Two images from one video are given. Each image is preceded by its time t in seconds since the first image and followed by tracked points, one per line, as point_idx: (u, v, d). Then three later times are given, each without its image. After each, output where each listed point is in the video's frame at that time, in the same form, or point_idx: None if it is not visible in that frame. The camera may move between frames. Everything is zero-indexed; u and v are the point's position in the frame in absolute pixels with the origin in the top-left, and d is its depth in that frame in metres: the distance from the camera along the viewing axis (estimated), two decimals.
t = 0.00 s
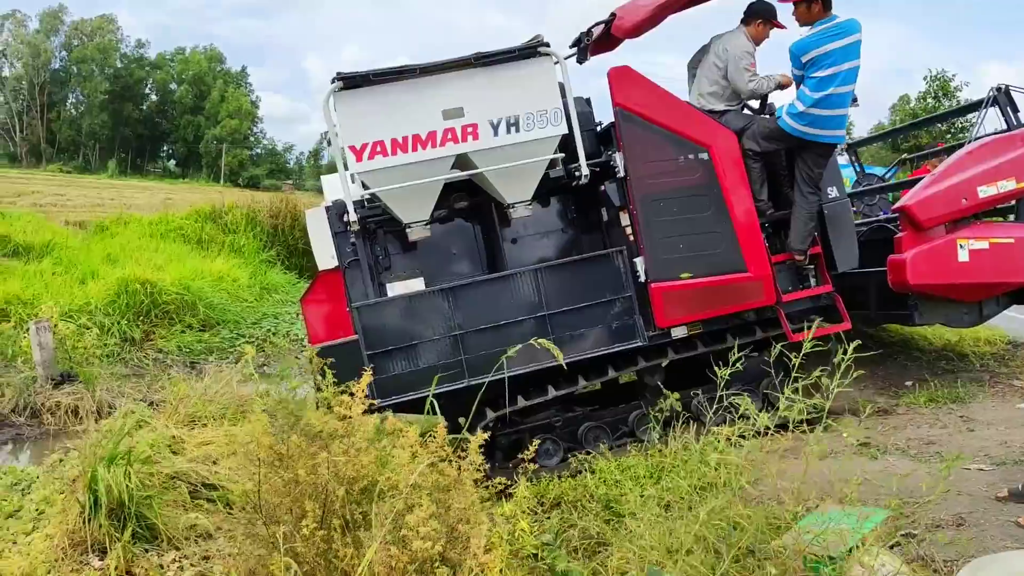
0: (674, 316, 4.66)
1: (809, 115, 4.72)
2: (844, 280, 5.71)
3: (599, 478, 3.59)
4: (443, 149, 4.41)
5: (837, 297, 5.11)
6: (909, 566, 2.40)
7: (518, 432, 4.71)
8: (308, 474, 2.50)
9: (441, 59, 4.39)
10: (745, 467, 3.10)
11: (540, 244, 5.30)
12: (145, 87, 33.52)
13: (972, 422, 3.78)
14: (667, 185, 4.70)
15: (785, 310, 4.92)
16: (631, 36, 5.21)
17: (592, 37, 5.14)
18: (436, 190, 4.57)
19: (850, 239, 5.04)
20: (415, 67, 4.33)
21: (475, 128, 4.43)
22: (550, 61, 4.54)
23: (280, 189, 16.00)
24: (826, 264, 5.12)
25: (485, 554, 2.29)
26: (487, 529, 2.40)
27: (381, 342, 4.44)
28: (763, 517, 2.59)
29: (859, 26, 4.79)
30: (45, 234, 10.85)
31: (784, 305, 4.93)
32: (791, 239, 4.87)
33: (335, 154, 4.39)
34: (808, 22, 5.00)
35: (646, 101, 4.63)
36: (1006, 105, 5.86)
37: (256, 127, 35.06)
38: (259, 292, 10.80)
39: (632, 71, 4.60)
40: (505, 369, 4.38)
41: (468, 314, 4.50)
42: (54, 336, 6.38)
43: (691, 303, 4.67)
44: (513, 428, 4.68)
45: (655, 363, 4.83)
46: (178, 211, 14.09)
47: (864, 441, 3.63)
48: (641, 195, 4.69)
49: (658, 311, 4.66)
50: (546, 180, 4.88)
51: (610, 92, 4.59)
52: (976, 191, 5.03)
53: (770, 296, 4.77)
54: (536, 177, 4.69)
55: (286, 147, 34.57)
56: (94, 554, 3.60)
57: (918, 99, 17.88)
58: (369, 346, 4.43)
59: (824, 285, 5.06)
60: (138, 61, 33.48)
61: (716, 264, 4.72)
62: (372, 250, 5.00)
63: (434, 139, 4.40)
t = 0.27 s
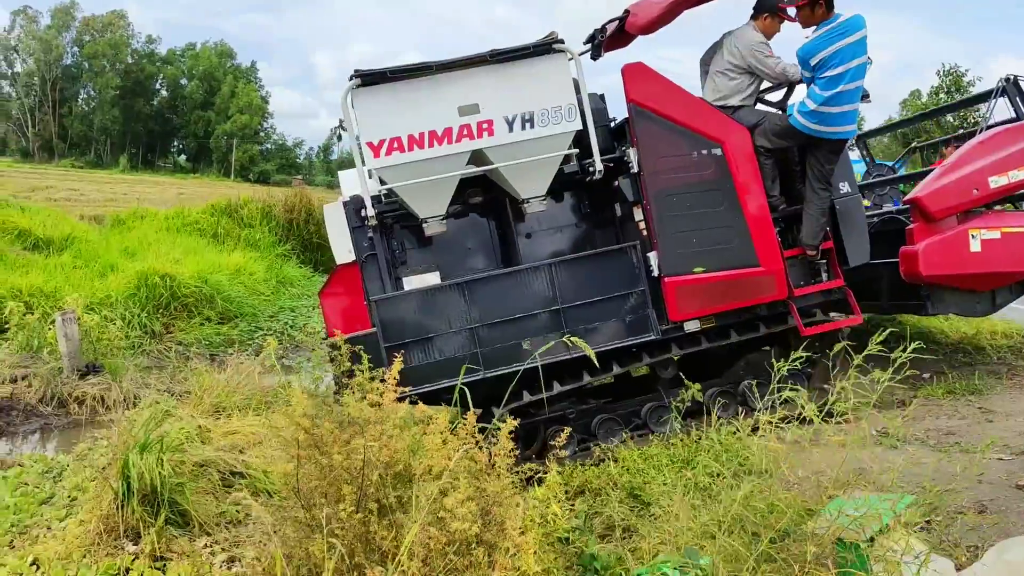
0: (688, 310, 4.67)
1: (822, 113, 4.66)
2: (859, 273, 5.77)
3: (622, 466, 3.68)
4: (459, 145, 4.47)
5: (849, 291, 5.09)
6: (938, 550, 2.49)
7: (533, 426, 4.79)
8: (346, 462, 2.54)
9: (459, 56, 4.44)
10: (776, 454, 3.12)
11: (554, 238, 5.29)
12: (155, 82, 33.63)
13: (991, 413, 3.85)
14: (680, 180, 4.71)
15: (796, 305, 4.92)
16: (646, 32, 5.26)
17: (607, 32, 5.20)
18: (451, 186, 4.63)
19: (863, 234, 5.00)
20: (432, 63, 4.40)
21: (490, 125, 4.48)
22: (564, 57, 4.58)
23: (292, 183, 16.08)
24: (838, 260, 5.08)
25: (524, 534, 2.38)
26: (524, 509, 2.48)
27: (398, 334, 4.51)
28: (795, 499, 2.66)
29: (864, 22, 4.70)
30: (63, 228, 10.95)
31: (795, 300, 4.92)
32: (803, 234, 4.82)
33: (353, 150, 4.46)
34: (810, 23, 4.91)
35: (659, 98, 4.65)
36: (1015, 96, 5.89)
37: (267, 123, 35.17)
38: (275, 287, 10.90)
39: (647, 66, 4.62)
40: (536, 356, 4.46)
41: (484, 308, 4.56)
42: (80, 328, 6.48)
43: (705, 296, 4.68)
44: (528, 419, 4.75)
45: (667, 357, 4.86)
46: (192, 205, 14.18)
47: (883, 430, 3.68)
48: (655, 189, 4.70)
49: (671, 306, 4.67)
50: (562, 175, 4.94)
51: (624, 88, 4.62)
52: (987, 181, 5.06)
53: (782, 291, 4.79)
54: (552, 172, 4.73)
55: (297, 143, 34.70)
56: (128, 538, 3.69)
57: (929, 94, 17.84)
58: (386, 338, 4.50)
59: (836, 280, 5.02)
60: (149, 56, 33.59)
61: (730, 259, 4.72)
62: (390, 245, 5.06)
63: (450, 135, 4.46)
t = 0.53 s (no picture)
0: (697, 307, 4.71)
1: (836, 113, 4.60)
2: (875, 270, 5.81)
3: (645, 458, 3.72)
4: (472, 145, 4.51)
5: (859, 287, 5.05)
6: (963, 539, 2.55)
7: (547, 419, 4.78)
8: (394, 449, 2.63)
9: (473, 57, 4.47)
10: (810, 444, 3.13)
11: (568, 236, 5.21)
12: (167, 77, 33.76)
13: (1010, 408, 3.91)
14: (690, 179, 4.72)
15: (807, 301, 4.91)
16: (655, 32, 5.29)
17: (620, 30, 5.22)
18: (465, 184, 4.68)
19: (873, 231, 4.95)
20: (446, 65, 4.41)
21: (502, 125, 4.52)
22: (575, 57, 4.59)
23: (305, 177, 16.13)
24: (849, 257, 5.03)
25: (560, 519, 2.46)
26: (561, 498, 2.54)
27: (411, 330, 4.55)
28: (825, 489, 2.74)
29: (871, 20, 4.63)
30: (82, 221, 11.05)
31: (807, 296, 4.92)
32: (815, 232, 4.78)
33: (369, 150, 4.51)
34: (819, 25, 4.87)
35: (669, 97, 4.64)
36: None
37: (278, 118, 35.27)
38: (292, 281, 10.98)
39: (656, 67, 4.60)
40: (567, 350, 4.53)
41: (496, 305, 4.59)
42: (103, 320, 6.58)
43: (714, 294, 4.71)
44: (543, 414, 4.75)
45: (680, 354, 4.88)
46: (207, 200, 14.27)
47: (904, 425, 3.71)
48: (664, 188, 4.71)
49: (681, 302, 4.71)
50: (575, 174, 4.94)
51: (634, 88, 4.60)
52: (1002, 172, 5.03)
53: (792, 288, 4.78)
54: (564, 170, 4.78)
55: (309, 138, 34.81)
56: (160, 526, 3.78)
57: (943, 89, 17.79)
58: (399, 334, 4.54)
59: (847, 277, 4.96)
60: (161, 52, 33.72)
61: (739, 257, 4.74)
62: (407, 241, 5.07)
63: (463, 135, 4.50)
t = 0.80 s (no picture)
0: (696, 309, 4.59)
1: (840, 114, 4.46)
2: (886, 269, 5.81)
3: (659, 453, 3.75)
4: (472, 148, 4.44)
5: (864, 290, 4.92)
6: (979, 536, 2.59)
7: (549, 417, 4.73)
8: (418, 440, 2.67)
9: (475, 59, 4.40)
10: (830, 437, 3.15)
11: (574, 237, 5.15)
12: (176, 75, 33.87)
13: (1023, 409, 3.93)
14: (690, 180, 4.59)
15: (808, 303, 4.82)
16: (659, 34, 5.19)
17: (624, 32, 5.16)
18: (466, 186, 4.61)
19: (875, 232, 4.81)
20: (446, 69, 4.33)
21: (503, 128, 4.44)
22: (576, 59, 4.49)
23: (314, 174, 16.17)
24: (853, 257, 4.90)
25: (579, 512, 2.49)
26: (584, 490, 2.57)
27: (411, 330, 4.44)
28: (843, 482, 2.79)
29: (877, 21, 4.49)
30: (95, 217, 11.12)
31: (808, 298, 4.82)
32: (816, 233, 4.65)
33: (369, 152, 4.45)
34: (825, 23, 4.75)
35: (670, 97, 4.51)
36: None
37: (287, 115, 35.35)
38: (302, 277, 11.03)
39: (655, 66, 4.48)
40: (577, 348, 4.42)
41: (494, 305, 4.47)
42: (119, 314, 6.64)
43: (715, 296, 4.59)
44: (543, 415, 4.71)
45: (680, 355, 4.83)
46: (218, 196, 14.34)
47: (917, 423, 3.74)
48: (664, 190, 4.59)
49: (679, 304, 4.59)
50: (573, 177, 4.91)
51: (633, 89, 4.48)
52: (1010, 173, 4.96)
53: (792, 290, 4.65)
54: (565, 171, 4.71)
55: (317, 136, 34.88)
56: (179, 517, 3.83)
57: (952, 91, 17.75)
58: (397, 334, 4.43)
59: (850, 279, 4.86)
60: (171, 49, 33.82)
61: (739, 260, 4.61)
62: (416, 241, 5.14)
63: (463, 138, 4.42)
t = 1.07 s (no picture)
0: (693, 314, 4.55)
1: (840, 119, 4.43)
2: (895, 274, 5.80)
3: (671, 454, 3.76)
4: (471, 152, 4.40)
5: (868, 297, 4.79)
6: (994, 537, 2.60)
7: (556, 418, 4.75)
8: (433, 436, 2.69)
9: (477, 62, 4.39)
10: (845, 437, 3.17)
11: (578, 241, 4.94)
12: (185, 74, 33.98)
13: None
14: (690, 185, 4.57)
15: (808, 310, 4.72)
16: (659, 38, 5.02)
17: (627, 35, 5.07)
18: (467, 191, 4.55)
19: (879, 242, 4.73)
20: (446, 74, 4.32)
21: (502, 132, 4.40)
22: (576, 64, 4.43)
23: (321, 175, 16.20)
24: (855, 264, 4.81)
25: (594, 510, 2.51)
26: (600, 489, 2.58)
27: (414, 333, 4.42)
28: (858, 480, 2.81)
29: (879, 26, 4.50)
30: (105, 215, 11.17)
31: (808, 305, 4.72)
32: (816, 240, 4.56)
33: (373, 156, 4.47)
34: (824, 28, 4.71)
35: (669, 103, 4.52)
36: None
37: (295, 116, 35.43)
38: (310, 277, 11.06)
39: (653, 72, 4.49)
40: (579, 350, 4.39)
41: (492, 308, 4.43)
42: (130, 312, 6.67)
43: (713, 301, 4.54)
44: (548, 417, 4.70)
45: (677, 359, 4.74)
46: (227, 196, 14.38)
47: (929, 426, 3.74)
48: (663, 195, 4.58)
49: (676, 309, 4.56)
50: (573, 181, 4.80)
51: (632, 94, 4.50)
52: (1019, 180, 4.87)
53: (792, 296, 4.56)
54: (565, 175, 4.60)
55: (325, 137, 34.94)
56: (192, 512, 3.85)
57: (961, 97, 17.74)
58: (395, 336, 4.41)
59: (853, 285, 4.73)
60: (180, 49, 33.93)
61: (737, 265, 4.55)
62: (422, 241, 5.05)
63: (463, 143, 4.40)
